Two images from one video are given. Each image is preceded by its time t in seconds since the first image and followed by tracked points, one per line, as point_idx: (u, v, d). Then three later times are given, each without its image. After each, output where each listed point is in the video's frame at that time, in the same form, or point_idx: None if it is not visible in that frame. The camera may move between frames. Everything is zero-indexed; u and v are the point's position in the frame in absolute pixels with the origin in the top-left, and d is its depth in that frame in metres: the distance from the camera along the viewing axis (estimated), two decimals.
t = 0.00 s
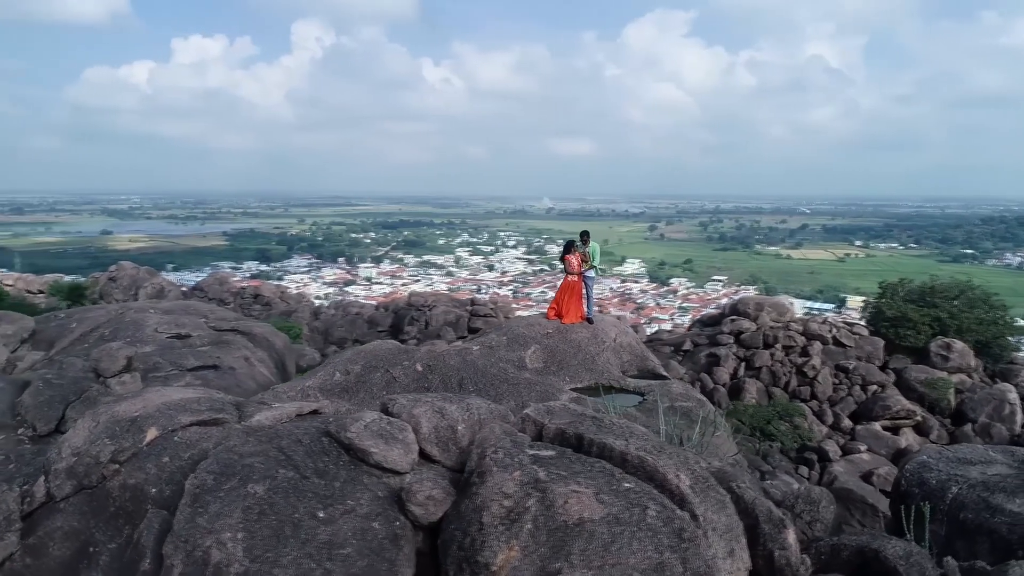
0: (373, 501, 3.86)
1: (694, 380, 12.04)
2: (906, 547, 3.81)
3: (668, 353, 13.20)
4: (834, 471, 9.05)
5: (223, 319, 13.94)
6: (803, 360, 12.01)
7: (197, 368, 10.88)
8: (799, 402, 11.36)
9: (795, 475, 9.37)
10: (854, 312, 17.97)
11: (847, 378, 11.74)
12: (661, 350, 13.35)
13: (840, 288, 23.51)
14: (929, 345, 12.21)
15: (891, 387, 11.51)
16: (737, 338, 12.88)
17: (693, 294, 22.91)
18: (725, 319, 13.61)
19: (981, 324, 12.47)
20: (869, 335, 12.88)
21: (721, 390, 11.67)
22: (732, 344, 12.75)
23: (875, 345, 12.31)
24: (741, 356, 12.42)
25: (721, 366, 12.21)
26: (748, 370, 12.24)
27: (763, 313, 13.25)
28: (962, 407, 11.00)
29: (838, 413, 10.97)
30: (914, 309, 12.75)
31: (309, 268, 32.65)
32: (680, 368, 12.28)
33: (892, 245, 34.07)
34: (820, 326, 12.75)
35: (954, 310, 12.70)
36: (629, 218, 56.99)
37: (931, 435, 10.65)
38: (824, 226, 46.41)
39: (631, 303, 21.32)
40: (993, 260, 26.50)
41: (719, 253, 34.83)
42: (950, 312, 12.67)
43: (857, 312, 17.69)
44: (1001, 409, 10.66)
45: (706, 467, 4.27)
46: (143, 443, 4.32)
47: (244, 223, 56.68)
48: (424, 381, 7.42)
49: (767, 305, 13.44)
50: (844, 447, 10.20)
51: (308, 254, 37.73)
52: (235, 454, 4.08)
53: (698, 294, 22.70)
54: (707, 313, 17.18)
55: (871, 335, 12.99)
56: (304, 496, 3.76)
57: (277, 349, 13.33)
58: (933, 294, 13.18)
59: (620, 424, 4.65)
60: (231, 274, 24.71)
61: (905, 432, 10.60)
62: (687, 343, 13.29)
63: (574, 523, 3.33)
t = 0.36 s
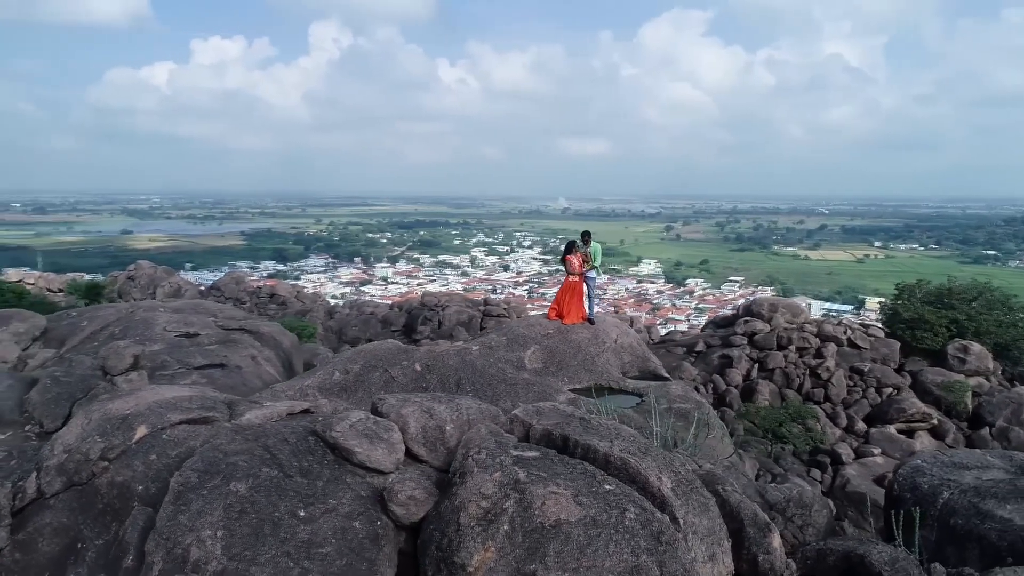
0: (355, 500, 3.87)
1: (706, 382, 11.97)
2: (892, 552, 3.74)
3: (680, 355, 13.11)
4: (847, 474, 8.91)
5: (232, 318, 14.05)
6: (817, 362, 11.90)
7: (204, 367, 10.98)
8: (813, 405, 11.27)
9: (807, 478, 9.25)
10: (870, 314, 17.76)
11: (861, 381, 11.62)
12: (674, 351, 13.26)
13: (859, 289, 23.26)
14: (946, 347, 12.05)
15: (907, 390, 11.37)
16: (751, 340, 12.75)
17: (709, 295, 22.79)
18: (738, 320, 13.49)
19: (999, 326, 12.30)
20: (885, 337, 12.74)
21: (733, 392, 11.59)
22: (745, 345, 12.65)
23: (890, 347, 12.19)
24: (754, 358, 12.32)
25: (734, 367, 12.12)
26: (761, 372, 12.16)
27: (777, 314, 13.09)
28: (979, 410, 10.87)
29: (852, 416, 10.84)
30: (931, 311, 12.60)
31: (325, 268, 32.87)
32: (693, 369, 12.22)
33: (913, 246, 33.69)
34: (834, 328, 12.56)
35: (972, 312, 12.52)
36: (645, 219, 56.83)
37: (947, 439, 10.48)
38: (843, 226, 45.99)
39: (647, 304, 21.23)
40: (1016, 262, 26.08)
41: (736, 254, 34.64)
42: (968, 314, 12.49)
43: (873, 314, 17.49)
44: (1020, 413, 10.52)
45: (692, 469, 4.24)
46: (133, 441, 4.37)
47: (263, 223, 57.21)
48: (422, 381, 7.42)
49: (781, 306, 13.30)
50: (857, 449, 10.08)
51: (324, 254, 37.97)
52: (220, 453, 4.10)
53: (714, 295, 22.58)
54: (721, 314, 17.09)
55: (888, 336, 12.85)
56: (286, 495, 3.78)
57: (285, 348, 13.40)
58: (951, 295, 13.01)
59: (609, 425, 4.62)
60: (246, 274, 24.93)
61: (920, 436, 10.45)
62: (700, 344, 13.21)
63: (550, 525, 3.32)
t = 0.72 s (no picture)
0: (335, 501, 3.86)
1: (720, 384, 11.87)
2: (879, 560, 3.66)
3: (695, 357, 13.10)
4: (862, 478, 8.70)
5: (241, 317, 14.15)
6: (833, 364, 11.76)
7: (212, 365, 11.07)
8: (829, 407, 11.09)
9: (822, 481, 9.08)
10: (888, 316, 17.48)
11: (878, 383, 11.45)
12: (689, 353, 13.31)
13: (880, 290, 22.98)
14: (965, 349, 11.88)
15: (925, 394, 11.18)
16: (767, 341, 12.77)
17: (728, 296, 22.62)
18: (754, 322, 13.46)
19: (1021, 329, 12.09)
20: (904, 339, 12.57)
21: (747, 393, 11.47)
22: (760, 347, 12.56)
23: (909, 350, 12.10)
24: (769, 360, 12.22)
25: (749, 369, 12.01)
26: (776, 374, 12.05)
27: (793, 317, 13.15)
28: (999, 414, 10.62)
29: (868, 419, 10.65)
30: (951, 314, 12.41)
31: (343, 267, 33.07)
32: (706, 371, 12.12)
33: (935, 247, 33.23)
34: (851, 329, 12.48)
35: (993, 314, 12.32)
36: (664, 220, 56.59)
37: (966, 443, 10.28)
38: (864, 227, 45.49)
39: (664, 305, 21.09)
40: None
41: (755, 254, 34.40)
42: (989, 317, 12.29)
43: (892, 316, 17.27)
44: None
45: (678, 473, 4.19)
46: (121, 439, 4.40)
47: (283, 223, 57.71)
48: (420, 381, 7.41)
49: (797, 308, 13.38)
50: (873, 453, 9.89)
51: (342, 254, 38.19)
52: (204, 452, 4.11)
53: (732, 296, 22.43)
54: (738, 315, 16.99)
55: (906, 338, 12.68)
56: (266, 495, 3.78)
57: (294, 347, 13.48)
58: (972, 297, 12.79)
59: (599, 426, 4.58)
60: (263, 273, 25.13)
61: (938, 440, 10.24)
62: (715, 345, 13.28)
63: (525, 528, 3.28)
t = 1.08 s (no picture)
0: (314, 501, 3.84)
1: (735, 386, 11.71)
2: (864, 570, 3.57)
3: (711, 359, 12.97)
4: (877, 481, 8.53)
5: (250, 316, 14.23)
6: (850, 367, 11.60)
7: (219, 364, 11.15)
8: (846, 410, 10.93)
9: (836, 485, 8.92)
10: (908, 318, 17.17)
11: (897, 386, 11.27)
12: (704, 355, 13.20)
13: (903, 292, 22.64)
14: (988, 352, 11.61)
15: (944, 397, 10.97)
16: (783, 343, 12.60)
17: (749, 297, 22.40)
18: (770, 324, 13.31)
19: None
20: (924, 342, 12.36)
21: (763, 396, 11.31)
22: (776, 349, 12.40)
23: (929, 352, 11.85)
24: (785, 362, 12.07)
25: (764, 371, 11.86)
26: (792, 376, 11.92)
27: (811, 318, 12.85)
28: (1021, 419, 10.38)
29: (886, 423, 10.47)
30: (972, 315, 12.18)
31: (362, 267, 33.25)
32: (722, 373, 11.98)
33: (961, 248, 32.68)
34: (869, 331, 12.35)
35: (1015, 316, 12.06)
36: (684, 220, 56.24)
37: (987, 448, 10.12)
38: (888, 227, 44.89)
39: (683, 306, 20.94)
40: None
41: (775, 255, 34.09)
42: (1011, 319, 12.03)
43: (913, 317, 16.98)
44: None
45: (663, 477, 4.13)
46: (108, 437, 4.42)
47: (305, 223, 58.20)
48: (418, 382, 7.39)
49: (814, 309, 13.01)
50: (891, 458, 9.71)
51: (361, 254, 38.38)
52: (186, 451, 4.12)
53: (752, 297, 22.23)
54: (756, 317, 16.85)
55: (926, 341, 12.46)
56: (244, 494, 3.77)
57: (301, 347, 13.55)
58: (994, 299, 12.52)
59: (586, 429, 4.51)
60: (279, 272, 25.31)
61: (957, 444, 10.16)
62: (729, 347, 13.07)
63: (497, 531, 3.24)
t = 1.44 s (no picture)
0: (286, 502, 3.83)
1: (747, 387, 11.55)
2: None
3: (722, 360, 12.79)
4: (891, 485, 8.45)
5: (256, 315, 14.30)
6: (864, 369, 11.44)
7: (222, 363, 11.20)
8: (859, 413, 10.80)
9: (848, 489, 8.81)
10: (923, 320, 16.90)
11: (911, 390, 11.14)
12: (715, 355, 13.02)
13: (924, 293, 22.34)
14: (1005, 356, 11.45)
15: (960, 400, 10.84)
16: (796, 344, 12.41)
17: (765, 298, 22.20)
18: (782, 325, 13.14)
19: None
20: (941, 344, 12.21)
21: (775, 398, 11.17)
22: (789, 350, 12.22)
23: (944, 355, 11.70)
24: (798, 364, 11.90)
25: (777, 373, 11.71)
26: (805, 378, 11.78)
27: (824, 319, 12.72)
28: None
29: (899, 426, 10.38)
30: (989, 317, 11.98)
31: (378, 267, 33.36)
32: (734, 374, 11.81)
33: (982, 250, 32.20)
34: (884, 334, 12.19)
35: None
36: (701, 221, 55.94)
37: (1003, 453, 10.01)
38: (908, 229, 44.34)
39: (698, 307, 20.76)
40: None
41: (793, 256, 33.80)
42: None
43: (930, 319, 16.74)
44: None
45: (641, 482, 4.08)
46: (88, 435, 4.43)
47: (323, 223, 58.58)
48: (411, 381, 7.36)
49: (828, 310, 12.88)
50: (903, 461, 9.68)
51: (377, 254, 38.52)
52: (162, 450, 4.12)
53: (770, 298, 22.03)
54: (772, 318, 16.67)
55: (943, 343, 12.30)
56: (215, 494, 3.76)
57: (306, 346, 13.60)
58: (1013, 301, 12.31)
59: (566, 431, 4.47)
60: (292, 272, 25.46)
61: (972, 449, 10.03)
62: (742, 348, 12.93)
63: (461, 534, 3.20)
